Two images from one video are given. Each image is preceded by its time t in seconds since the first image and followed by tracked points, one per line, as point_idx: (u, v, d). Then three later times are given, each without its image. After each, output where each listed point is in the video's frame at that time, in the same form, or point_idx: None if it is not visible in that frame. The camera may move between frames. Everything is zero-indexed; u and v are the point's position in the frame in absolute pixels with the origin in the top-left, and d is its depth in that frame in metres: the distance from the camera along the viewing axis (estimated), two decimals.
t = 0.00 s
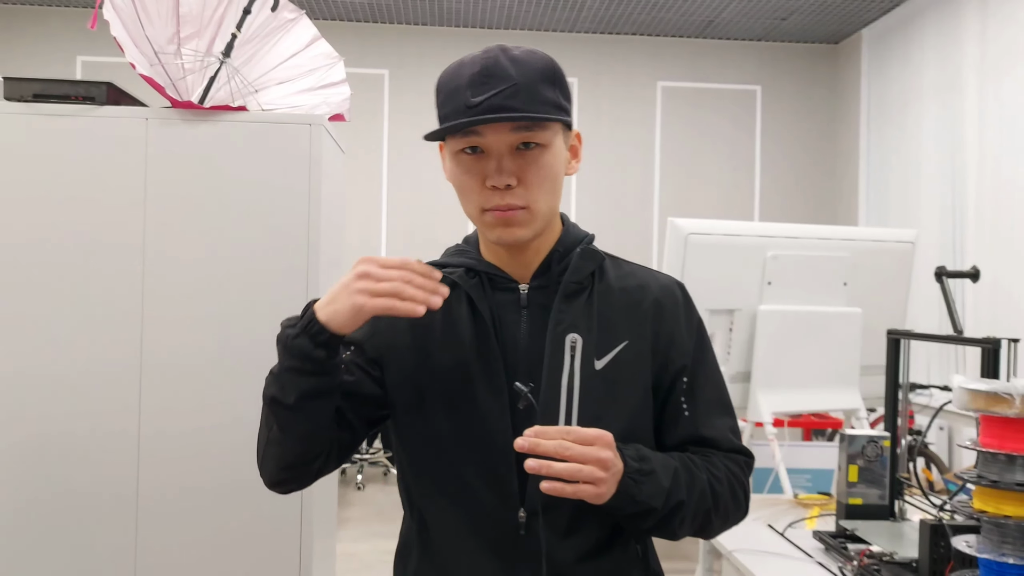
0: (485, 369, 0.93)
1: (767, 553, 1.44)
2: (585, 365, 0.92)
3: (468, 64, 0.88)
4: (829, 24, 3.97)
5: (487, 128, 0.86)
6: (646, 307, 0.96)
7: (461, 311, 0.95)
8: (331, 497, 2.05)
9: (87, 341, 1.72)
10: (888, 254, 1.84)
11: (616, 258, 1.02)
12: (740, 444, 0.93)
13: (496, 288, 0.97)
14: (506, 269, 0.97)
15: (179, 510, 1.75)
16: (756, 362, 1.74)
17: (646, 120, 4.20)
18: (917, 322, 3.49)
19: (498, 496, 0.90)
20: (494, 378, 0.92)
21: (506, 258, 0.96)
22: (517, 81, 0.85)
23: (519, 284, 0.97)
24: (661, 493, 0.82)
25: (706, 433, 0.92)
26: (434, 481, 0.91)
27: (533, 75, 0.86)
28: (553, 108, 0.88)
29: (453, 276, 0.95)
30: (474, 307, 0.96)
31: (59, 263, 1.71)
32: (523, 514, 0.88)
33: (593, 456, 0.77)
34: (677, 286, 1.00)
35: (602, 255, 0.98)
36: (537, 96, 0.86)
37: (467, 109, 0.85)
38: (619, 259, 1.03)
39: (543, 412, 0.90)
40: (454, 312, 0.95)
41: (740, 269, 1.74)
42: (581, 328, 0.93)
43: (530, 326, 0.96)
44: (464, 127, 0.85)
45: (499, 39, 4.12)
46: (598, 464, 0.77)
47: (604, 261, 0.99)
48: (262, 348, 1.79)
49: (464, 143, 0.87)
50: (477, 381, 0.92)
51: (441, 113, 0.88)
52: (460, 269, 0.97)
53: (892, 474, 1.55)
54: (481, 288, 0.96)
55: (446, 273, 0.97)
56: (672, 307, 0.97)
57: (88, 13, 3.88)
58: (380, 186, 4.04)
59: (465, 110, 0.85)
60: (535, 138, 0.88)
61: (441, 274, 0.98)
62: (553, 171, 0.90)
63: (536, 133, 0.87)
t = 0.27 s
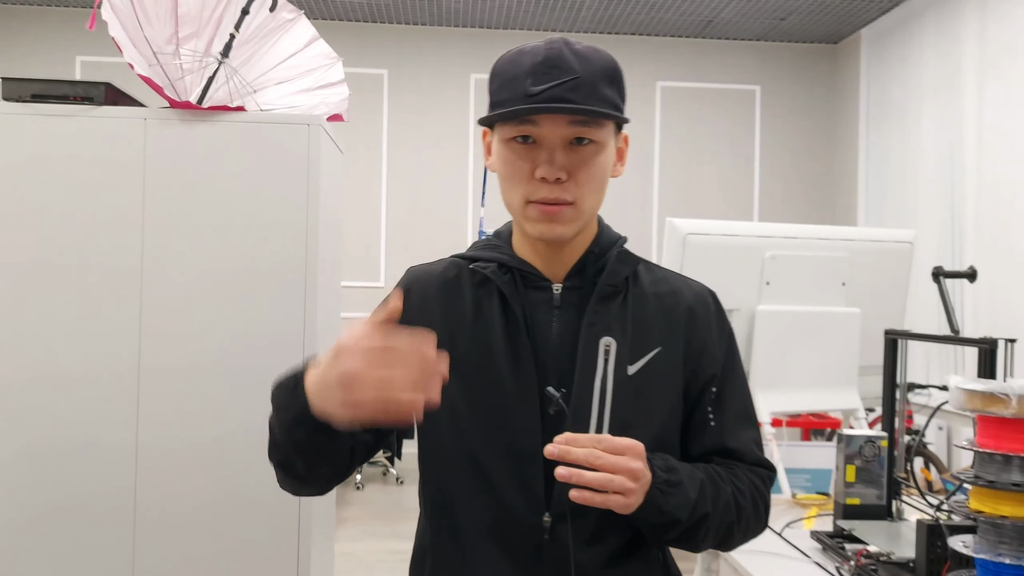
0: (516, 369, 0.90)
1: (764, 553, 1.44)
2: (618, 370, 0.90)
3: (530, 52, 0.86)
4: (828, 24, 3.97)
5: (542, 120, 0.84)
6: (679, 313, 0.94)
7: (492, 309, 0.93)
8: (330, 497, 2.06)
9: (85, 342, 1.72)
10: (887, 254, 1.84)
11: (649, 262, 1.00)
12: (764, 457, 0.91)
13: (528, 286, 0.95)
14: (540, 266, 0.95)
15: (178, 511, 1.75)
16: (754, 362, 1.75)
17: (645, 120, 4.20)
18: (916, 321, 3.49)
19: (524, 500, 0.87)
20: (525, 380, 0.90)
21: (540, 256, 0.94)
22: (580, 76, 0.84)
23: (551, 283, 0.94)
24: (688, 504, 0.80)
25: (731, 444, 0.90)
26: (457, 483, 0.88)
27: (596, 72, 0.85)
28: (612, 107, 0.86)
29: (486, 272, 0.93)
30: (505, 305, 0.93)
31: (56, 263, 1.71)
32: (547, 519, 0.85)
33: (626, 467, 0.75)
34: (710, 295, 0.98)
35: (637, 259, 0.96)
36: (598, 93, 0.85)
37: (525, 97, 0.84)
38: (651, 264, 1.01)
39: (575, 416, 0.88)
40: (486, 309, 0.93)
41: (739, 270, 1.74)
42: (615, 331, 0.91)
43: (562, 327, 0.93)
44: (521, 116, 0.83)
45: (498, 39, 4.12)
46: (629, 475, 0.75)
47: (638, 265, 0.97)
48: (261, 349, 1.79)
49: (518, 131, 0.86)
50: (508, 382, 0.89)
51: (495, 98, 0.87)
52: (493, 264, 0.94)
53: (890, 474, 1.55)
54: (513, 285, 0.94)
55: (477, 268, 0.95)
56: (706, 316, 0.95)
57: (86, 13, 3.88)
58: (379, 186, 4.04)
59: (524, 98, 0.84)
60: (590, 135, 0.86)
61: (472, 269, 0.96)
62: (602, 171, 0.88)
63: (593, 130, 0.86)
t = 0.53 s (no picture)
0: (548, 371, 0.86)
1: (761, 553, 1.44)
2: (653, 372, 0.86)
3: (570, 42, 0.84)
4: (827, 23, 3.97)
5: (583, 108, 0.82)
6: (714, 313, 0.90)
7: (524, 308, 0.88)
8: (327, 496, 2.05)
9: (81, 342, 1.72)
10: (885, 254, 1.84)
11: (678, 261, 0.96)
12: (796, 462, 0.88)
13: (559, 284, 0.91)
14: (571, 264, 0.91)
15: (174, 511, 1.75)
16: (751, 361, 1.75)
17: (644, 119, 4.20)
18: (915, 321, 3.49)
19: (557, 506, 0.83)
20: (558, 382, 0.86)
21: (571, 254, 0.91)
22: (622, 65, 0.81)
23: (582, 281, 0.91)
24: (721, 509, 0.78)
25: (762, 447, 0.87)
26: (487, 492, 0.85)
27: (638, 62, 0.83)
28: (653, 97, 0.84)
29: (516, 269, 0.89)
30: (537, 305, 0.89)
31: (52, 263, 1.71)
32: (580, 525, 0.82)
33: (659, 469, 0.72)
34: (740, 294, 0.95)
35: (670, 257, 0.92)
36: (639, 84, 0.82)
37: (566, 85, 0.81)
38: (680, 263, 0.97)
39: (608, 417, 0.84)
40: (516, 307, 0.89)
41: (737, 269, 1.74)
42: (649, 330, 0.87)
43: (594, 327, 0.89)
44: (562, 101, 0.81)
45: (497, 38, 4.11)
46: (662, 477, 0.72)
47: (669, 264, 0.93)
48: (257, 349, 1.78)
49: (557, 120, 0.83)
50: (539, 385, 0.85)
51: (533, 87, 0.84)
52: (521, 262, 0.90)
53: (888, 473, 1.55)
54: (544, 283, 0.89)
55: (504, 266, 0.90)
56: (739, 315, 0.92)
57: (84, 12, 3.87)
58: (378, 185, 4.04)
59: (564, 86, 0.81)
60: (630, 127, 0.84)
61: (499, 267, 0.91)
62: (641, 165, 0.86)
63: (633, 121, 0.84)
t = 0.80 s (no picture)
0: (564, 370, 0.84)
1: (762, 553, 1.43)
2: (671, 370, 0.83)
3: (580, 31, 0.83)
4: (827, 23, 3.96)
5: (595, 96, 0.80)
6: (737, 309, 0.86)
7: (538, 306, 0.86)
8: (324, 496, 2.04)
9: (77, 340, 1.71)
10: (884, 253, 1.83)
11: (704, 255, 0.92)
12: (834, 465, 0.83)
13: (575, 280, 0.88)
14: (591, 259, 0.89)
15: (172, 511, 1.74)
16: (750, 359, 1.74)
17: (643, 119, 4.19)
18: (914, 320, 3.48)
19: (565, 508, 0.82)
20: (572, 381, 0.84)
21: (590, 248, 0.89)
22: (634, 50, 0.80)
23: (600, 278, 0.88)
24: (735, 516, 0.75)
25: (796, 450, 0.82)
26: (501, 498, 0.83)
27: (651, 47, 0.81)
28: (668, 83, 0.82)
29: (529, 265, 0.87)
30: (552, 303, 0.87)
31: (47, 261, 1.70)
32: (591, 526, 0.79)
33: (655, 479, 0.72)
34: (771, 287, 0.90)
35: (692, 249, 0.88)
36: (652, 68, 0.80)
37: (576, 72, 0.80)
38: (707, 256, 0.93)
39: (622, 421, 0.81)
40: (531, 305, 0.87)
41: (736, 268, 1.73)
42: (669, 326, 0.84)
43: (611, 324, 0.87)
44: (571, 90, 0.79)
45: (496, 37, 4.10)
46: (659, 487, 0.72)
47: (693, 257, 0.89)
48: (255, 348, 1.78)
49: (568, 110, 0.82)
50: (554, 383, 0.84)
51: (543, 78, 0.83)
52: (537, 258, 0.88)
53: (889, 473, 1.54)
54: (559, 279, 0.87)
55: (520, 263, 0.89)
56: (766, 310, 0.87)
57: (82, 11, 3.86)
58: (376, 184, 4.03)
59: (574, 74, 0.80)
60: (644, 114, 0.82)
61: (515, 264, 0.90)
62: (657, 152, 0.83)
63: (646, 108, 0.82)
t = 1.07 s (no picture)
0: (554, 369, 0.82)
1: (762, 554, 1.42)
2: (662, 368, 0.80)
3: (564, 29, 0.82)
4: (826, 22, 3.96)
5: (578, 93, 0.79)
6: (734, 306, 0.83)
7: (531, 303, 0.85)
8: (323, 496, 2.04)
9: (73, 340, 1.70)
10: (884, 252, 1.82)
11: (706, 253, 0.90)
12: (838, 468, 0.80)
13: (571, 278, 0.87)
14: (586, 259, 0.87)
15: (169, 511, 1.73)
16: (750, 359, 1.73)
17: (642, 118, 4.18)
18: (913, 321, 3.48)
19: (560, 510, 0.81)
20: (562, 380, 0.82)
21: (585, 247, 0.87)
22: (617, 45, 0.78)
23: (594, 275, 0.87)
24: (732, 520, 0.72)
25: (797, 452, 0.79)
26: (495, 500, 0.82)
27: (635, 40, 0.79)
28: (655, 77, 0.80)
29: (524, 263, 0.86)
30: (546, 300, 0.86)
31: (44, 260, 1.69)
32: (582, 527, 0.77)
33: (644, 478, 0.67)
34: (773, 285, 0.87)
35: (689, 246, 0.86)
36: (636, 63, 0.79)
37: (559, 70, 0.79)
38: (709, 254, 0.90)
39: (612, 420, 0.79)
40: (525, 303, 0.86)
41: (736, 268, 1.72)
42: (661, 325, 0.81)
43: (605, 322, 0.85)
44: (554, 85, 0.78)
45: (496, 37, 4.09)
46: (648, 486, 0.67)
47: (691, 255, 0.87)
48: (252, 348, 1.77)
49: (553, 108, 0.81)
50: (544, 381, 0.82)
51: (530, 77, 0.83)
52: (533, 256, 0.87)
53: (889, 473, 1.53)
54: (554, 278, 0.86)
55: (517, 261, 0.88)
56: (765, 307, 0.84)
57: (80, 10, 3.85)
58: (375, 184, 4.02)
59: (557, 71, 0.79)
60: (630, 108, 0.80)
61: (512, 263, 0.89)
62: (647, 148, 0.82)
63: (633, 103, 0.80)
